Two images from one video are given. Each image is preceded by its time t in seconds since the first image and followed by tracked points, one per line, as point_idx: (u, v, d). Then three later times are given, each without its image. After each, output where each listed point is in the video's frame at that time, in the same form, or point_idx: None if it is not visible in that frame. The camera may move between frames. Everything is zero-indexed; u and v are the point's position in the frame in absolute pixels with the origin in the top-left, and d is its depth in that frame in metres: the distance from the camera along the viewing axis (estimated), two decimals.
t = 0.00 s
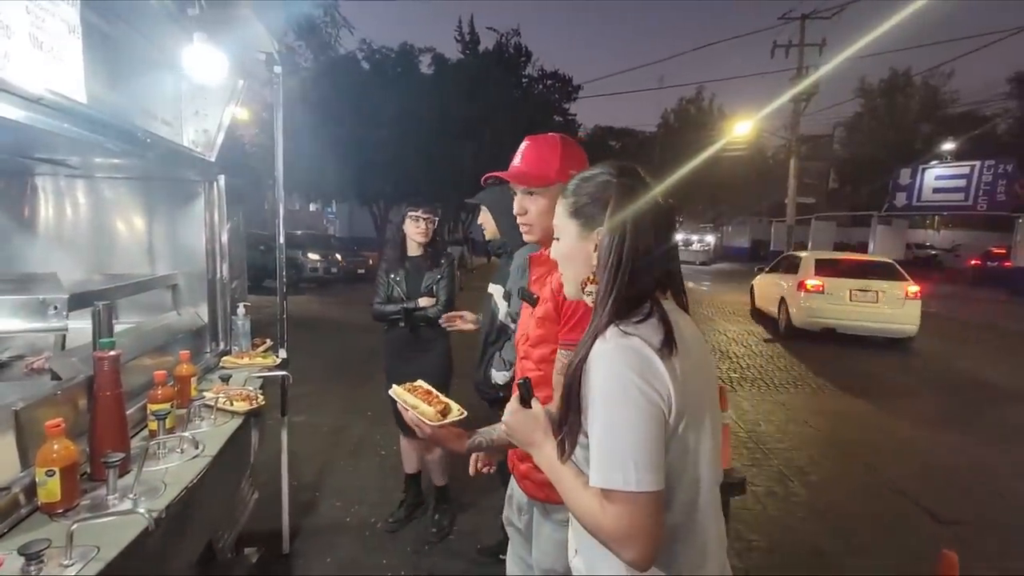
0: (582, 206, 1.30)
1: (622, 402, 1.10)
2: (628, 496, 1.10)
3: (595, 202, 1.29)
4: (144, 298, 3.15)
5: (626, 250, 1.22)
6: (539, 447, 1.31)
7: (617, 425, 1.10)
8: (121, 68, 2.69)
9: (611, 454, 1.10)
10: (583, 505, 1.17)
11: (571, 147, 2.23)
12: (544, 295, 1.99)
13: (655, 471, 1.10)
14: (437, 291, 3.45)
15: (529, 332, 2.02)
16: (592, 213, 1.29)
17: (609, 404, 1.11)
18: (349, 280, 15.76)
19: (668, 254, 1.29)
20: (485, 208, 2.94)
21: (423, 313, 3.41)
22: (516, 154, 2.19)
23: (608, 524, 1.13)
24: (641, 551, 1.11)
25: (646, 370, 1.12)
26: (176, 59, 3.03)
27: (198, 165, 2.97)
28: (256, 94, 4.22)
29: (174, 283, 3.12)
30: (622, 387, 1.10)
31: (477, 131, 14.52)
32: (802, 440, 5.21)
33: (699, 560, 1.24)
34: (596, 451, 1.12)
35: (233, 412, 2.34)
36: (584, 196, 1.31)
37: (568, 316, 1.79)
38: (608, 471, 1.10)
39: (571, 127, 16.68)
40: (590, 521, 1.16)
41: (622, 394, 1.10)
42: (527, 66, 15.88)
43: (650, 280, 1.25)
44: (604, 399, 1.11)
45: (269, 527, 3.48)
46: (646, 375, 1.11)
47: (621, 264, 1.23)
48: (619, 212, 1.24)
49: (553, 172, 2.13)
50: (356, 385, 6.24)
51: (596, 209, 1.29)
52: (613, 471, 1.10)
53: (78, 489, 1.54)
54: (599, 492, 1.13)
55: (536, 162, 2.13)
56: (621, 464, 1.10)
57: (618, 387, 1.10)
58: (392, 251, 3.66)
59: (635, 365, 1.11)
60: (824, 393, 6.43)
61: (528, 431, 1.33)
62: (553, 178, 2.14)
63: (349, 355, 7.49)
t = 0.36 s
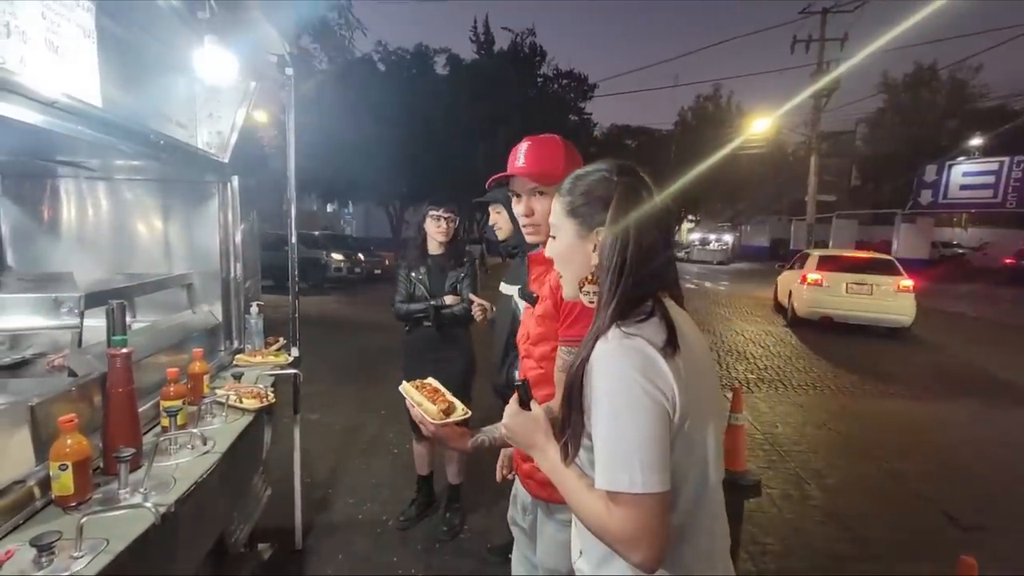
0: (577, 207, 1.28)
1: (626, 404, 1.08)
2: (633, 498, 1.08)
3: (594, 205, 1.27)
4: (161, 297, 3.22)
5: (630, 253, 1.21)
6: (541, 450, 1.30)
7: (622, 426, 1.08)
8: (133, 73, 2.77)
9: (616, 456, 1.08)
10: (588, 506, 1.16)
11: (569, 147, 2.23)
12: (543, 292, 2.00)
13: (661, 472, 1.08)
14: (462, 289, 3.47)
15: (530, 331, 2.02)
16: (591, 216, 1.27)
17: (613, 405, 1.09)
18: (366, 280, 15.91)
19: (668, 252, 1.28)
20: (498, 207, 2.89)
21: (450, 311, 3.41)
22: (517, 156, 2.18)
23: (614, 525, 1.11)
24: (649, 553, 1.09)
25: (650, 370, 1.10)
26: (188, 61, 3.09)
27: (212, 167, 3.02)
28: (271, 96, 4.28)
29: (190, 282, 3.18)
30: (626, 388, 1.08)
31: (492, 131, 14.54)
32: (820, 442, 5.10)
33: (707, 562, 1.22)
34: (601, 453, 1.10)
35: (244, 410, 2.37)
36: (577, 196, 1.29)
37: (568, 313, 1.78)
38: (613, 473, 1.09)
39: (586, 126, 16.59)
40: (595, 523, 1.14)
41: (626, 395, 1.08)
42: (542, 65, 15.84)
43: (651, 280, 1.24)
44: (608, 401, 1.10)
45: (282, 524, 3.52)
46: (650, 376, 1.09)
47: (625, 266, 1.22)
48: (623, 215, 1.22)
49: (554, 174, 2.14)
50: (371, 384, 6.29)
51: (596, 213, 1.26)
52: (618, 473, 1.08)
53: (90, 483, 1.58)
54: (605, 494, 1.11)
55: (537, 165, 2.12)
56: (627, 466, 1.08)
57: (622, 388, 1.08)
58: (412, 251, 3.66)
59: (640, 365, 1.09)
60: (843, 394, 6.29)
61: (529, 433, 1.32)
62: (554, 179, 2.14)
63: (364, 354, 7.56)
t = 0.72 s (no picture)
0: (576, 207, 1.28)
1: (632, 415, 1.06)
2: (638, 510, 1.07)
3: (589, 203, 1.27)
4: (160, 301, 3.20)
5: (632, 251, 1.20)
6: (542, 453, 1.30)
7: (628, 437, 1.06)
8: (133, 76, 2.76)
9: (621, 468, 1.07)
10: (590, 515, 1.14)
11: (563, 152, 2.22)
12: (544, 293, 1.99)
13: (666, 483, 1.07)
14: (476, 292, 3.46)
15: (532, 331, 2.01)
16: (588, 214, 1.27)
17: (620, 415, 1.07)
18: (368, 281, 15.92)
19: (670, 255, 1.26)
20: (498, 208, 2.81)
21: (467, 314, 3.41)
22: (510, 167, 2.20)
23: (617, 537, 1.09)
24: (654, 566, 1.07)
25: (658, 380, 1.08)
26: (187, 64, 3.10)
27: (212, 169, 3.01)
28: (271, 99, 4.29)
29: (190, 285, 3.18)
30: (632, 398, 1.06)
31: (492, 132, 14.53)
32: (825, 442, 5.07)
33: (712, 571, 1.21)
34: (606, 465, 1.08)
35: (245, 414, 2.35)
36: (577, 197, 1.28)
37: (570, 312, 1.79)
38: (618, 485, 1.07)
39: (587, 126, 16.58)
40: (598, 532, 1.13)
41: (633, 405, 1.06)
42: (543, 66, 15.84)
43: (654, 280, 1.22)
44: (613, 411, 1.08)
45: (285, 527, 3.51)
46: (657, 386, 1.07)
47: (627, 264, 1.20)
48: (620, 214, 1.21)
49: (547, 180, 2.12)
50: (373, 386, 6.29)
51: (592, 211, 1.27)
52: (623, 484, 1.07)
53: (90, 490, 1.56)
54: (609, 506, 1.09)
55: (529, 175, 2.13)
56: (632, 477, 1.06)
57: (628, 399, 1.06)
58: (426, 254, 3.67)
59: (647, 375, 1.07)
60: (847, 393, 6.25)
61: (530, 436, 1.32)
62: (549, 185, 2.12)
63: (367, 356, 7.56)
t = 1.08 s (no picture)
0: (580, 202, 1.25)
1: (639, 421, 1.03)
2: (649, 518, 1.03)
3: (591, 199, 1.24)
4: (160, 302, 3.16)
5: (620, 248, 1.16)
6: (551, 461, 1.26)
7: (635, 445, 1.03)
8: (130, 74, 2.72)
9: (629, 476, 1.03)
10: (603, 526, 1.11)
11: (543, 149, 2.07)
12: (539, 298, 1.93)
13: (677, 490, 1.04)
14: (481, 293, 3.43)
15: (530, 336, 1.98)
16: (590, 210, 1.24)
17: (625, 422, 1.04)
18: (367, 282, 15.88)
19: (676, 253, 1.22)
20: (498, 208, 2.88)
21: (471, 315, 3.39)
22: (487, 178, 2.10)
23: (629, 546, 1.06)
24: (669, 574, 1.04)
25: (664, 383, 1.04)
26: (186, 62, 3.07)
27: (212, 169, 2.96)
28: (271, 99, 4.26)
29: (191, 287, 3.14)
30: (639, 404, 1.03)
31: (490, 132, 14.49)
32: (829, 440, 5.05)
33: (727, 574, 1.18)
34: (613, 473, 1.05)
35: (248, 417, 2.32)
36: (587, 192, 1.25)
37: (564, 318, 1.71)
38: (626, 493, 1.04)
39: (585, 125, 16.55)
40: (611, 542, 1.09)
41: (639, 411, 1.02)
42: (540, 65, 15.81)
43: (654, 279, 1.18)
44: (618, 418, 1.04)
45: (286, 530, 3.48)
46: (663, 390, 1.04)
47: (615, 261, 1.17)
48: (616, 209, 1.17)
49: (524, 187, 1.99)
50: (374, 387, 6.25)
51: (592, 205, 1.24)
52: (632, 492, 1.04)
53: (90, 497, 1.53)
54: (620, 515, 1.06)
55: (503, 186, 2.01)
56: (641, 484, 1.03)
57: (634, 405, 1.03)
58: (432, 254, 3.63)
59: (652, 378, 1.04)
60: (850, 392, 6.23)
61: (540, 444, 1.27)
62: (529, 191, 2.00)
63: (367, 357, 7.52)
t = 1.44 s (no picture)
0: (585, 204, 1.19)
1: (645, 415, 1.02)
2: (657, 510, 1.03)
3: (598, 198, 1.18)
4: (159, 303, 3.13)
5: (637, 247, 1.14)
6: (558, 454, 1.19)
7: (642, 438, 1.02)
8: (129, 73, 2.69)
9: (636, 468, 1.02)
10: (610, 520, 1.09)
11: (459, 161, 1.82)
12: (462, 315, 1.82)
13: (684, 482, 1.03)
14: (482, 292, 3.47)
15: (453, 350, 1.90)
16: (595, 212, 1.18)
17: (632, 416, 1.03)
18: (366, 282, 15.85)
19: (678, 250, 1.20)
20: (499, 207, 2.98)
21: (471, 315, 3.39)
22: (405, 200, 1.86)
23: (638, 537, 1.05)
24: (674, 564, 1.04)
25: (670, 377, 1.03)
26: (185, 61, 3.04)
27: (211, 169, 2.94)
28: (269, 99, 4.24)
29: (190, 287, 3.11)
30: (645, 397, 1.02)
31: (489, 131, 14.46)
32: (832, 437, 5.04)
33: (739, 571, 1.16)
34: (621, 465, 1.04)
35: (250, 419, 2.30)
36: (587, 193, 1.19)
37: (470, 337, 1.60)
38: (634, 485, 1.03)
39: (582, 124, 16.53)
40: (619, 535, 1.08)
41: (645, 405, 1.02)
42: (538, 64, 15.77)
43: (661, 277, 1.17)
44: (626, 412, 1.03)
45: (288, 532, 3.45)
46: (670, 384, 1.03)
47: (631, 261, 1.14)
48: (628, 206, 1.14)
49: (443, 210, 1.75)
50: (375, 387, 6.23)
51: (602, 206, 1.18)
52: (640, 485, 1.03)
53: (91, 501, 1.50)
54: (630, 508, 1.05)
55: (418, 211, 1.78)
56: (648, 477, 1.02)
57: (641, 399, 1.02)
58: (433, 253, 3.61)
59: (659, 373, 1.03)
60: (851, 389, 6.22)
61: (547, 437, 1.20)
62: (450, 214, 1.77)
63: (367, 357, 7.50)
